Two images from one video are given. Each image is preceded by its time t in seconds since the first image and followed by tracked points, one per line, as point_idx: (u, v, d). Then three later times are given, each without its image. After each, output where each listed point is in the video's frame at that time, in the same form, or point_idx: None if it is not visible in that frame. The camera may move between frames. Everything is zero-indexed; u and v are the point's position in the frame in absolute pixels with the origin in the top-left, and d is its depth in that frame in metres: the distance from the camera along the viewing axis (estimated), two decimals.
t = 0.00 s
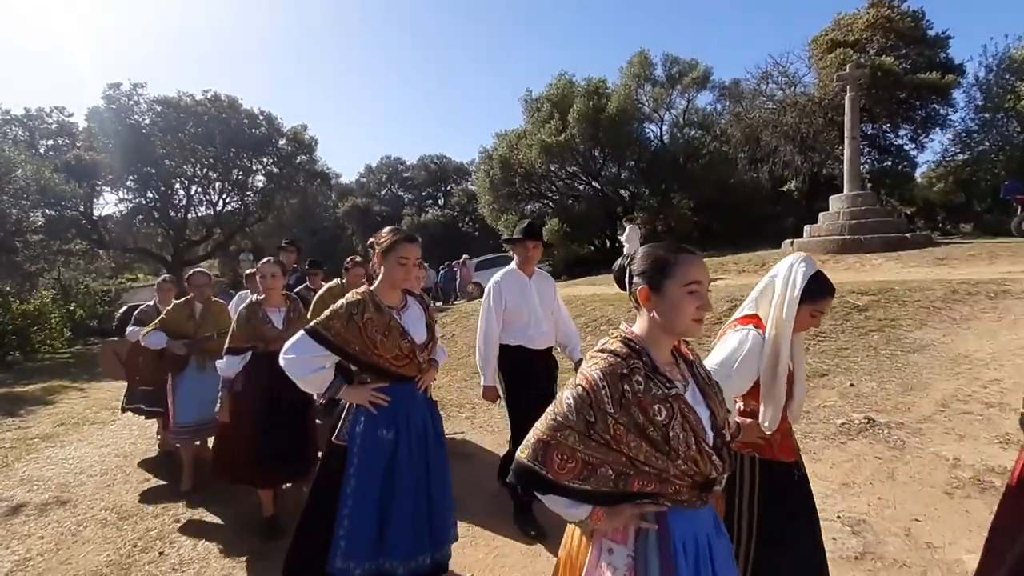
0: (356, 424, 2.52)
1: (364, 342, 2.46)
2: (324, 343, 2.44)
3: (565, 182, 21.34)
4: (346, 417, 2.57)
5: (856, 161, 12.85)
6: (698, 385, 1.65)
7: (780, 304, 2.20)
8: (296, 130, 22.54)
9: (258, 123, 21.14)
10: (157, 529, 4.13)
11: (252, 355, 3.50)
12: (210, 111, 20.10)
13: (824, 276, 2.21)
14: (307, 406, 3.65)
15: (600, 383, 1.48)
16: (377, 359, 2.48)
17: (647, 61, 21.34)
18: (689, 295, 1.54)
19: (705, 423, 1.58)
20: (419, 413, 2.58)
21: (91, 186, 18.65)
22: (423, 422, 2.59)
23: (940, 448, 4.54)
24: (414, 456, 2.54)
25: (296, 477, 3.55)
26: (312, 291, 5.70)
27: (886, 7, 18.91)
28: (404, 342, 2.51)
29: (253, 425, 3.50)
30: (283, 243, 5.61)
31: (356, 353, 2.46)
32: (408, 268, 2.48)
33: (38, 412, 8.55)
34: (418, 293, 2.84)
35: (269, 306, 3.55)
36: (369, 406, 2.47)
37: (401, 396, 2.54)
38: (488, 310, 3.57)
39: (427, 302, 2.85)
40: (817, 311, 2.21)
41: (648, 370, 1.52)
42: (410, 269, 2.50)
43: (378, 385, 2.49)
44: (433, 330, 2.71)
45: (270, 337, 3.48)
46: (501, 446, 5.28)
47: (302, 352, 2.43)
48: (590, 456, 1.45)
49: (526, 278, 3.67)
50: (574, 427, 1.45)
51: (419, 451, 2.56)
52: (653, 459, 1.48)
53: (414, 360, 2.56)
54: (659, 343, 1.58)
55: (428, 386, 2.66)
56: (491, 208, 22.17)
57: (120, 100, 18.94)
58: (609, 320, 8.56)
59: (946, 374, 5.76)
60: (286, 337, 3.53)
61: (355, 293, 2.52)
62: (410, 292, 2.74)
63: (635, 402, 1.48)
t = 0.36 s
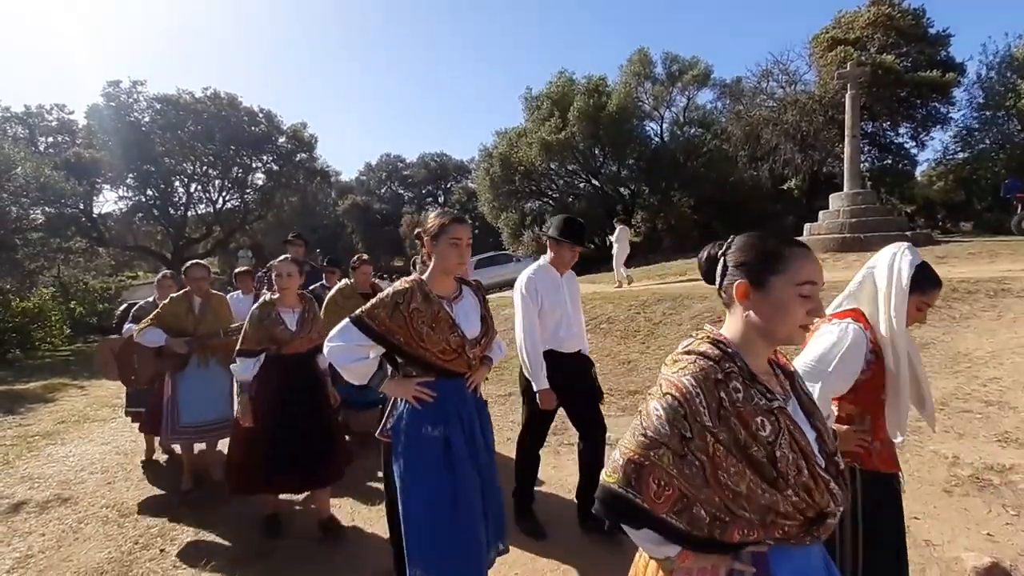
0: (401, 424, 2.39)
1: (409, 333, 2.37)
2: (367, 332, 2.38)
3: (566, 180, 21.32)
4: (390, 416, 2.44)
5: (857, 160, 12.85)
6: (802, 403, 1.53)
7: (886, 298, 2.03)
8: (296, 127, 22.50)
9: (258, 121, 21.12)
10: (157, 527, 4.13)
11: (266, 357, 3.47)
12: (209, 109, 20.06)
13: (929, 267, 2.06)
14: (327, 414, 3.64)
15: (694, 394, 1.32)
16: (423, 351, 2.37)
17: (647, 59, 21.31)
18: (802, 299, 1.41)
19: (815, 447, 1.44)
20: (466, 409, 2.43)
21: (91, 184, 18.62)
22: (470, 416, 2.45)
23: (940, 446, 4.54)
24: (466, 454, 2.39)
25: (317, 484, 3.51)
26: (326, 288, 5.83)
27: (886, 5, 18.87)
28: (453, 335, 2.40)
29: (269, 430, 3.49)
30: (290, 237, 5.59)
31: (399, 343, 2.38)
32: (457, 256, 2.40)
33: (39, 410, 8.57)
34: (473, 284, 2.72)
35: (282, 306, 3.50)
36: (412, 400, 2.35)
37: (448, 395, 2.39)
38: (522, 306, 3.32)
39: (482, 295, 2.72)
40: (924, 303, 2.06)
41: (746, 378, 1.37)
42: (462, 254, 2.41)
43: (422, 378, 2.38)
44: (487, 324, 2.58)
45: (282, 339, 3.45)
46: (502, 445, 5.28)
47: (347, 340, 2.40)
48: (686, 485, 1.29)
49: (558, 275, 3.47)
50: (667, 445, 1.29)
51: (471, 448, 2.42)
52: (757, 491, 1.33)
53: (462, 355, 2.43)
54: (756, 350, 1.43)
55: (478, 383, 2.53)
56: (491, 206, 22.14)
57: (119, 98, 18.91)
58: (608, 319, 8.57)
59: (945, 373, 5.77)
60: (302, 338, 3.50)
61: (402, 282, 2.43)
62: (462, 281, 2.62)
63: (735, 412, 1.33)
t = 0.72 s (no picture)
0: (452, 449, 2.19)
1: (456, 349, 2.19)
2: (411, 350, 2.18)
3: (566, 178, 21.34)
4: (438, 439, 2.25)
5: (857, 158, 12.85)
6: (964, 440, 1.45)
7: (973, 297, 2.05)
8: (296, 125, 22.48)
9: (258, 119, 21.11)
10: (156, 526, 4.12)
11: (295, 357, 3.34)
12: (209, 107, 20.04)
13: (1011, 264, 2.09)
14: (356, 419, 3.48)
15: (842, 427, 1.20)
16: (471, 369, 2.20)
17: (648, 57, 21.28)
18: (965, 318, 1.31)
19: (988, 495, 1.35)
20: (521, 433, 2.25)
21: (90, 181, 18.62)
22: (524, 442, 2.26)
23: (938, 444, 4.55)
24: (520, 486, 2.20)
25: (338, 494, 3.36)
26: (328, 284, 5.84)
27: (887, 3, 18.85)
28: (501, 349, 2.25)
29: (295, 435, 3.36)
30: (286, 236, 5.57)
31: (444, 363, 2.19)
32: (500, 261, 2.26)
33: (38, 407, 8.57)
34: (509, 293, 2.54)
35: (313, 303, 3.39)
36: (466, 424, 2.16)
37: (503, 418, 2.22)
38: (570, 304, 3.08)
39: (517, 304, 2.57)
40: (1008, 303, 2.08)
41: (902, 408, 1.26)
42: (501, 264, 2.27)
43: (473, 399, 2.19)
44: (530, 334, 2.43)
45: (313, 337, 3.34)
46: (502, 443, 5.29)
47: (387, 362, 2.18)
48: (837, 535, 1.19)
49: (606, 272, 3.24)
50: (813, 487, 1.18)
51: (523, 479, 2.22)
52: (918, 546, 1.22)
53: (511, 369, 2.28)
54: (906, 373, 1.31)
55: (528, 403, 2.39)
56: (490, 204, 22.11)
57: (119, 95, 18.90)
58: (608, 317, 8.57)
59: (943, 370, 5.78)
60: (332, 336, 3.38)
61: (442, 292, 2.26)
62: (500, 290, 2.45)
63: (891, 448, 1.22)
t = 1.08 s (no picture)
0: (502, 462, 1.73)
1: (510, 356, 1.71)
2: (458, 359, 1.67)
3: (565, 176, 21.35)
4: (485, 452, 1.79)
5: (856, 157, 12.86)
6: None
7: None
8: (295, 123, 22.45)
9: (257, 117, 21.06)
10: (153, 526, 4.09)
11: (320, 354, 3.16)
12: (208, 105, 19.98)
13: None
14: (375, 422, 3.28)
15: None
16: (523, 378, 1.73)
17: (648, 55, 21.24)
18: None
19: None
20: (578, 441, 1.82)
21: (89, 179, 18.62)
22: (585, 460, 1.82)
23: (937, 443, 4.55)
24: (583, 506, 1.75)
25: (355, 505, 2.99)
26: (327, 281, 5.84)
27: (887, 2, 18.82)
28: (555, 351, 1.79)
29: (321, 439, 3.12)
30: (286, 230, 5.57)
31: (494, 372, 1.70)
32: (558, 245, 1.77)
33: (39, 405, 8.59)
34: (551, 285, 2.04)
35: (341, 298, 3.19)
36: (516, 436, 1.71)
37: (558, 427, 1.78)
38: (606, 299, 2.76)
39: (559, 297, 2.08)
40: None
41: None
42: (559, 259, 1.79)
43: (524, 409, 1.75)
44: (580, 332, 1.97)
45: (342, 335, 3.15)
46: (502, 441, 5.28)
47: (425, 371, 1.67)
48: None
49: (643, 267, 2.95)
50: None
51: (589, 504, 1.77)
52: None
53: (564, 373, 1.83)
54: None
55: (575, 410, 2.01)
56: (490, 203, 22.11)
57: (118, 93, 18.87)
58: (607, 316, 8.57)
59: (942, 369, 5.78)
60: (360, 333, 3.20)
61: (486, 289, 1.76)
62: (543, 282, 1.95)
63: None
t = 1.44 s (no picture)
0: (575, 502, 1.66)
1: (585, 375, 1.61)
2: (527, 375, 1.59)
3: (564, 175, 21.31)
4: (555, 489, 1.70)
5: (855, 156, 12.87)
6: None
7: None
8: (295, 121, 22.41)
9: (256, 115, 21.03)
10: (161, 523, 4.13)
11: (350, 364, 2.95)
12: (207, 103, 19.94)
13: None
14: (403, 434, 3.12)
15: None
16: (600, 402, 1.62)
17: (648, 54, 21.23)
18: None
19: None
20: (659, 480, 1.71)
21: (88, 178, 18.60)
22: (666, 498, 1.72)
23: (935, 441, 4.56)
24: (662, 550, 1.66)
25: (391, 526, 2.96)
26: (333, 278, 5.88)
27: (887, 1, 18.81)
28: (637, 371, 1.66)
29: (356, 459, 2.94)
30: (298, 230, 5.57)
31: (569, 391, 1.61)
32: (641, 253, 1.68)
33: (38, 404, 8.60)
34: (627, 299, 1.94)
35: (368, 304, 2.99)
36: (591, 470, 1.62)
37: (639, 463, 1.68)
38: (659, 307, 2.62)
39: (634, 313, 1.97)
40: None
41: None
42: (642, 265, 1.70)
43: (599, 438, 1.65)
44: (662, 351, 1.84)
45: (374, 342, 2.94)
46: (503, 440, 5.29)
47: (492, 385, 1.60)
48: None
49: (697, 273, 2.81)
50: None
51: (669, 547, 1.67)
52: None
53: (648, 399, 1.70)
54: None
55: (656, 435, 1.88)
56: (489, 201, 22.12)
57: (117, 92, 18.83)
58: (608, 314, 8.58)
59: (941, 368, 5.80)
60: (392, 341, 3.00)
61: (558, 301, 1.69)
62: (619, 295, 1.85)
63: None
